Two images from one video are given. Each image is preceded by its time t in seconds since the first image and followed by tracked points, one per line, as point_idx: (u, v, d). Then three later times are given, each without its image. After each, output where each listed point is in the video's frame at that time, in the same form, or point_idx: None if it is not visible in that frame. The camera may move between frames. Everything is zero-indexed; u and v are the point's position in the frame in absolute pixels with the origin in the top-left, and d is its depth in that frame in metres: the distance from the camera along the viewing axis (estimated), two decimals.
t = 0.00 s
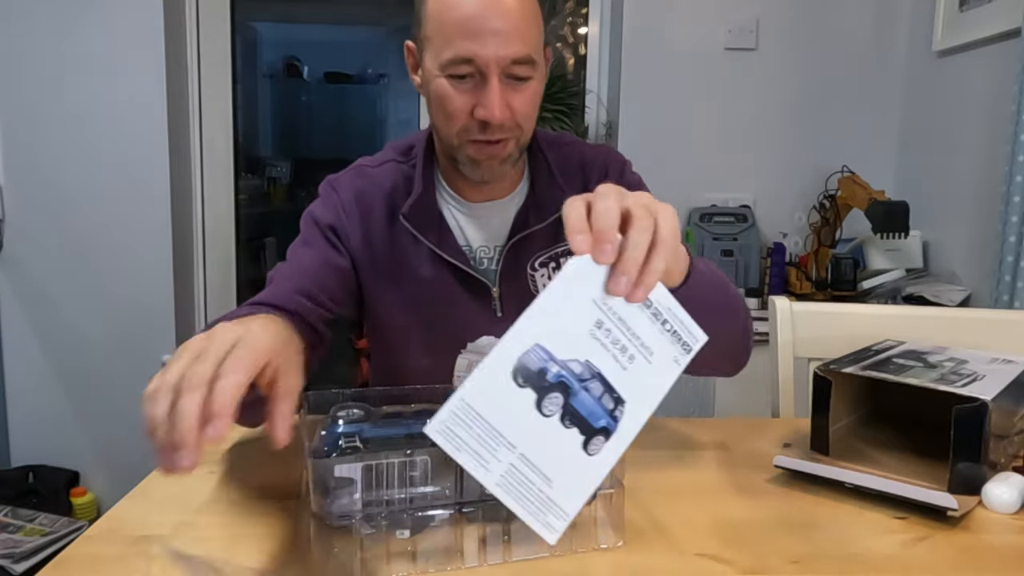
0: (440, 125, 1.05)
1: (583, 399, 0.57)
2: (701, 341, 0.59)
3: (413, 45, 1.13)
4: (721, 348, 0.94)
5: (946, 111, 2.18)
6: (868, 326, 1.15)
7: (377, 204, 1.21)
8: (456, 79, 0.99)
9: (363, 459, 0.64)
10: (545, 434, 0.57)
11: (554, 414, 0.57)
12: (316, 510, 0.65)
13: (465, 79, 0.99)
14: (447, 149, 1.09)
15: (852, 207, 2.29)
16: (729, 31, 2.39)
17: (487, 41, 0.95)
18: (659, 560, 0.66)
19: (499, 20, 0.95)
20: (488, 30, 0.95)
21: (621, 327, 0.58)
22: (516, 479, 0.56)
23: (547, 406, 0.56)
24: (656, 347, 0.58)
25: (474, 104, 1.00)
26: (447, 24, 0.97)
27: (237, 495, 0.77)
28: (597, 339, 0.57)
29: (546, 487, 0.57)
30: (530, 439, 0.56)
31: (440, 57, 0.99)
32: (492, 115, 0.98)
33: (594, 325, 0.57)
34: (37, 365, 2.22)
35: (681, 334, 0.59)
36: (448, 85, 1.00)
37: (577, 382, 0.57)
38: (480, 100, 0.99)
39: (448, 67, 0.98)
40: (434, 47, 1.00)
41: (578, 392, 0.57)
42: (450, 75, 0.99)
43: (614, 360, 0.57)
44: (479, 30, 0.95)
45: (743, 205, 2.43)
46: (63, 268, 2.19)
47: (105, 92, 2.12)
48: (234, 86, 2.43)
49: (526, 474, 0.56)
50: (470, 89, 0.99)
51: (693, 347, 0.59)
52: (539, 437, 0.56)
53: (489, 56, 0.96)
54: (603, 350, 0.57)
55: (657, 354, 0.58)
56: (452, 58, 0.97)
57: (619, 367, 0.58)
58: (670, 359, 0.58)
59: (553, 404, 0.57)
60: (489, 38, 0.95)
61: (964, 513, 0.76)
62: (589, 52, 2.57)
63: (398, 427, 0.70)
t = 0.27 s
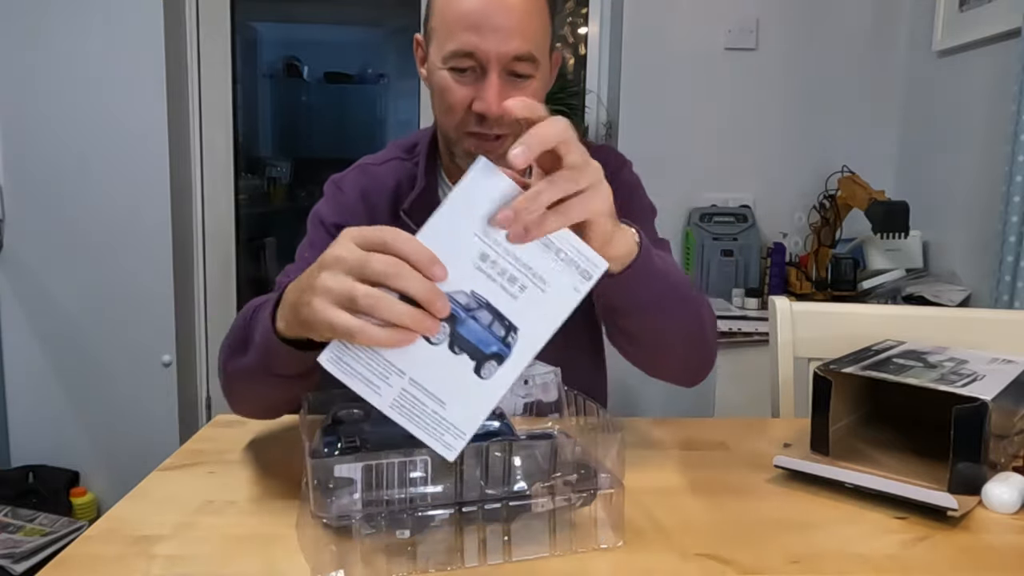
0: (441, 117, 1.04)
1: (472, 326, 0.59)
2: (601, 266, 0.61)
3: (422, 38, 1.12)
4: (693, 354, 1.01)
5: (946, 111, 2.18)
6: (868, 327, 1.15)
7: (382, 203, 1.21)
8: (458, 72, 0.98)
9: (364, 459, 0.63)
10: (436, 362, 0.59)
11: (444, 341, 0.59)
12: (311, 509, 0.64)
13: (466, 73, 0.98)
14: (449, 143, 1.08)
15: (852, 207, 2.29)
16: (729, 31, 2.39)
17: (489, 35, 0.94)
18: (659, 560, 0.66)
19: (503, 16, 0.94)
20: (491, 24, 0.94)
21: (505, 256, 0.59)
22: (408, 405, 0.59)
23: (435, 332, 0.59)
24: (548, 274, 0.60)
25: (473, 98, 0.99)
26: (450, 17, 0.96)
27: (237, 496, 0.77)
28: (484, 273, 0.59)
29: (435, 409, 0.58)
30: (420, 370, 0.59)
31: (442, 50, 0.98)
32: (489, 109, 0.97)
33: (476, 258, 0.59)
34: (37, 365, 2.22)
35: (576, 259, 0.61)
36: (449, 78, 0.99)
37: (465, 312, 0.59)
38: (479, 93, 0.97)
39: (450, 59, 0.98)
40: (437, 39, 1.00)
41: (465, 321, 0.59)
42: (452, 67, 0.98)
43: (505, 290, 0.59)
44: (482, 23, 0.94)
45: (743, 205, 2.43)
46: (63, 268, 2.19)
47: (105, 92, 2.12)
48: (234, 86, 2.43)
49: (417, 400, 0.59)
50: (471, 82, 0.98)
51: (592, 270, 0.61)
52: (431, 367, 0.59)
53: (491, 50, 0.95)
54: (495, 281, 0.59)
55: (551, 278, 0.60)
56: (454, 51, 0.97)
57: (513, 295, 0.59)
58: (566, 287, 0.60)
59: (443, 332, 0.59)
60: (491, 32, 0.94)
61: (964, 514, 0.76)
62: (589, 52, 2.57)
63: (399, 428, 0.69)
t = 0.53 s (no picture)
0: (448, 111, 1.02)
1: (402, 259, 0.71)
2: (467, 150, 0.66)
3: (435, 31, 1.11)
4: (648, 396, 1.01)
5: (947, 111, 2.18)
6: (867, 327, 1.15)
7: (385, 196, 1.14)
8: (468, 65, 0.97)
9: (364, 458, 0.63)
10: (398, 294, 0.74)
11: (386, 282, 0.72)
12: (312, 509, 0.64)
13: (476, 66, 0.97)
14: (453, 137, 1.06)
15: (852, 207, 2.29)
16: (729, 31, 2.39)
17: (503, 29, 0.94)
18: (659, 560, 0.66)
19: (518, 11, 0.94)
20: (505, 18, 0.94)
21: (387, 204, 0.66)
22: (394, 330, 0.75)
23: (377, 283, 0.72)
24: (432, 188, 0.66)
25: (480, 91, 0.97)
26: (463, 10, 0.96)
27: (236, 495, 0.77)
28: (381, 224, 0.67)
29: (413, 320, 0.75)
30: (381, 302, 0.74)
31: (454, 42, 0.97)
32: (495, 103, 0.96)
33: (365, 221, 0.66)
34: (37, 365, 2.22)
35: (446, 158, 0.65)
36: (459, 70, 0.98)
37: (387, 255, 0.70)
38: (486, 87, 0.96)
39: (461, 52, 0.97)
40: (450, 31, 0.99)
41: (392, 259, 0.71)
42: (463, 59, 0.97)
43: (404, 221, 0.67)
44: (496, 17, 0.94)
45: (743, 205, 2.43)
46: (63, 268, 2.19)
47: (105, 92, 2.12)
48: (234, 86, 2.44)
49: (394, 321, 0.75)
50: (480, 75, 0.97)
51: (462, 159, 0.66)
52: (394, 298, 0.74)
53: (502, 44, 0.95)
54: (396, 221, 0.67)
55: (437, 187, 0.66)
56: (465, 43, 0.96)
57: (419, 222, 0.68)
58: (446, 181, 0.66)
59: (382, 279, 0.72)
60: (505, 27, 0.94)
61: (964, 514, 0.76)
62: (589, 52, 2.57)
63: (399, 428, 0.69)
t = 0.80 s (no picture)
0: (456, 107, 1.02)
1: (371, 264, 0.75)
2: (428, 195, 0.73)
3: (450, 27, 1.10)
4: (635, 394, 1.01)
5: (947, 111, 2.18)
6: (867, 327, 1.15)
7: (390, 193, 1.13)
8: (479, 64, 0.97)
9: (364, 459, 0.63)
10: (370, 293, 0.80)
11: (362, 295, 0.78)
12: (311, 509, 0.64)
13: (486, 66, 0.97)
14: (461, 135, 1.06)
15: (852, 207, 2.29)
16: (729, 31, 2.39)
17: (515, 32, 0.94)
18: (658, 560, 0.66)
19: (532, 15, 0.94)
20: (518, 21, 0.94)
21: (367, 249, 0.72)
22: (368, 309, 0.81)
23: (348, 298, 0.75)
24: (390, 216, 0.73)
25: (489, 92, 0.97)
26: (477, 9, 0.95)
27: (236, 495, 0.77)
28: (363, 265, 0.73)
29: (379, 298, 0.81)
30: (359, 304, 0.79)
31: (466, 41, 0.97)
32: (502, 104, 0.96)
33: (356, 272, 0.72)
34: (37, 366, 2.22)
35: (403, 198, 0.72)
36: (470, 68, 0.98)
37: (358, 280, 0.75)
38: (495, 87, 0.96)
39: (472, 50, 0.97)
40: (463, 29, 0.99)
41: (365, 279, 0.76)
42: (474, 58, 0.97)
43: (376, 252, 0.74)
44: (508, 19, 0.94)
45: (743, 205, 2.43)
46: (63, 268, 2.19)
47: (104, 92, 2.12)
48: (234, 86, 2.44)
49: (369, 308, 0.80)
50: (490, 75, 0.97)
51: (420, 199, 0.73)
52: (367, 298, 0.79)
53: (514, 46, 0.95)
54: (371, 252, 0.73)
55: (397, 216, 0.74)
56: (477, 42, 0.96)
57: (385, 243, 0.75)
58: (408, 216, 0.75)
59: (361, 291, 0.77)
60: (517, 30, 0.94)
61: (964, 514, 0.76)
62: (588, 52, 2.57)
63: (399, 428, 0.69)
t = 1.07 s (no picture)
0: (464, 100, 1.02)
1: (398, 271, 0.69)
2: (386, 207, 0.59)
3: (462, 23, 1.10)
4: (639, 395, 1.01)
5: (947, 111, 2.18)
6: (868, 327, 1.15)
7: (395, 191, 1.14)
8: (488, 58, 0.97)
9: (364, 459, 0.62)
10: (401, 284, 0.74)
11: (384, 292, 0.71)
12: (312, 510, 0.64)
13: (495, 60, 0.97)
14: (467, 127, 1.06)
15: (852, 207, 2.29)
16: (729, 31, 2.39)
17: (526, 28, 0.94)
18: (658, 560, 0.66)
19: (543, 12, 0.94)
20: (529, 17, 0.94)
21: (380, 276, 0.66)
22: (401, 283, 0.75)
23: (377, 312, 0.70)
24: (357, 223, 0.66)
25: (496, 87, 0.97)
26: (488, 4, 0.95)
27: (236, 494, 0.77)
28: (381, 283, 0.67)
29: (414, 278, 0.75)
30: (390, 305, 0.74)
31: (476, 35, 0.97)
32: (509, 99, 0.96)
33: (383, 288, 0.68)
34: (37, 366, 2.22)
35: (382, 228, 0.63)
36: (478, 62, 0.98)
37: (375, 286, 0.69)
38: (503, 82, 0.96)
39: (481, 45, 0.96)
40: (472, 23, 0.99)
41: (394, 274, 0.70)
42: (483, 52, 0.97)
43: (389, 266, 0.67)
44: (519, 15, 0.94)
45: (743, 206, 2.43)
46: (63, 268, 2.19)
47: (105, 92, 2.12)
48: (234, 86, 2.44)
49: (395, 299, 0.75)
50: (498, 70, 0.97)
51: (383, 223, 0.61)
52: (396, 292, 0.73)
53: (524, 42, 0.95)
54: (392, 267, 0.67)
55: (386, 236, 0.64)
56: (487, 36, 0.95)
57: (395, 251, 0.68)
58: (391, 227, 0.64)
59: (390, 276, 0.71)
60: (527, 25, 0.94)
61: (964, 513, 0.76)
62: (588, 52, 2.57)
63: (399, 428, 0.69)
